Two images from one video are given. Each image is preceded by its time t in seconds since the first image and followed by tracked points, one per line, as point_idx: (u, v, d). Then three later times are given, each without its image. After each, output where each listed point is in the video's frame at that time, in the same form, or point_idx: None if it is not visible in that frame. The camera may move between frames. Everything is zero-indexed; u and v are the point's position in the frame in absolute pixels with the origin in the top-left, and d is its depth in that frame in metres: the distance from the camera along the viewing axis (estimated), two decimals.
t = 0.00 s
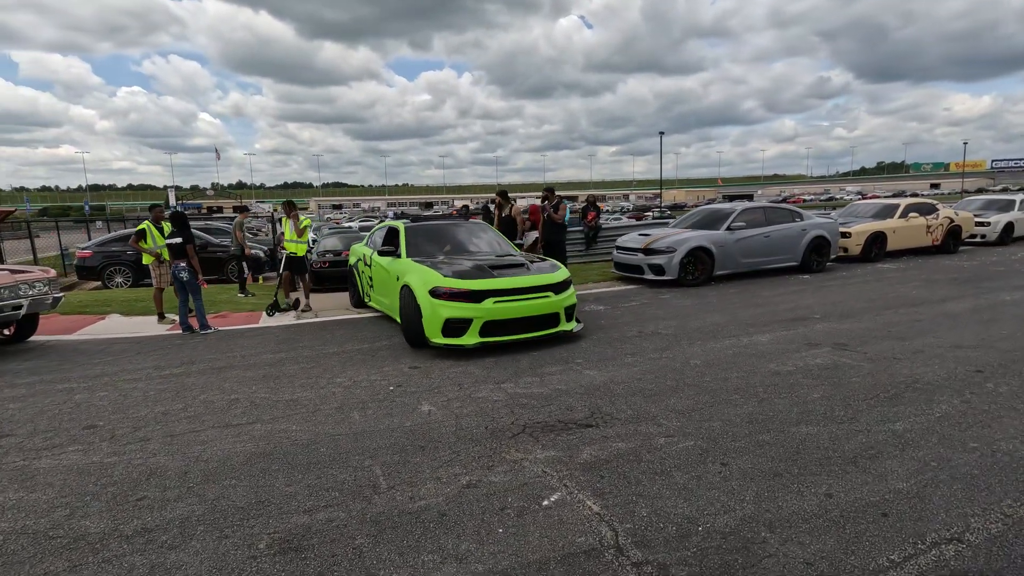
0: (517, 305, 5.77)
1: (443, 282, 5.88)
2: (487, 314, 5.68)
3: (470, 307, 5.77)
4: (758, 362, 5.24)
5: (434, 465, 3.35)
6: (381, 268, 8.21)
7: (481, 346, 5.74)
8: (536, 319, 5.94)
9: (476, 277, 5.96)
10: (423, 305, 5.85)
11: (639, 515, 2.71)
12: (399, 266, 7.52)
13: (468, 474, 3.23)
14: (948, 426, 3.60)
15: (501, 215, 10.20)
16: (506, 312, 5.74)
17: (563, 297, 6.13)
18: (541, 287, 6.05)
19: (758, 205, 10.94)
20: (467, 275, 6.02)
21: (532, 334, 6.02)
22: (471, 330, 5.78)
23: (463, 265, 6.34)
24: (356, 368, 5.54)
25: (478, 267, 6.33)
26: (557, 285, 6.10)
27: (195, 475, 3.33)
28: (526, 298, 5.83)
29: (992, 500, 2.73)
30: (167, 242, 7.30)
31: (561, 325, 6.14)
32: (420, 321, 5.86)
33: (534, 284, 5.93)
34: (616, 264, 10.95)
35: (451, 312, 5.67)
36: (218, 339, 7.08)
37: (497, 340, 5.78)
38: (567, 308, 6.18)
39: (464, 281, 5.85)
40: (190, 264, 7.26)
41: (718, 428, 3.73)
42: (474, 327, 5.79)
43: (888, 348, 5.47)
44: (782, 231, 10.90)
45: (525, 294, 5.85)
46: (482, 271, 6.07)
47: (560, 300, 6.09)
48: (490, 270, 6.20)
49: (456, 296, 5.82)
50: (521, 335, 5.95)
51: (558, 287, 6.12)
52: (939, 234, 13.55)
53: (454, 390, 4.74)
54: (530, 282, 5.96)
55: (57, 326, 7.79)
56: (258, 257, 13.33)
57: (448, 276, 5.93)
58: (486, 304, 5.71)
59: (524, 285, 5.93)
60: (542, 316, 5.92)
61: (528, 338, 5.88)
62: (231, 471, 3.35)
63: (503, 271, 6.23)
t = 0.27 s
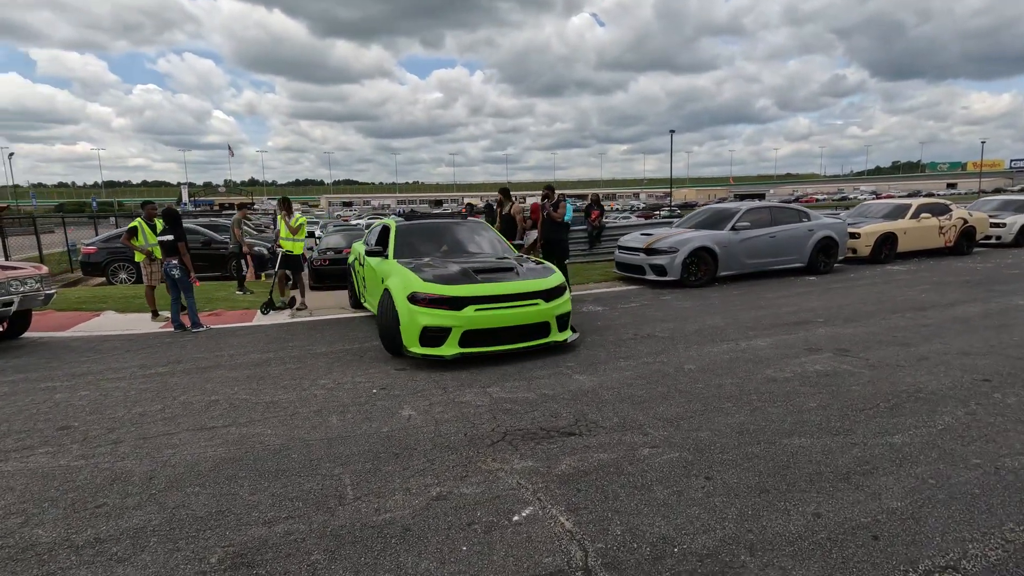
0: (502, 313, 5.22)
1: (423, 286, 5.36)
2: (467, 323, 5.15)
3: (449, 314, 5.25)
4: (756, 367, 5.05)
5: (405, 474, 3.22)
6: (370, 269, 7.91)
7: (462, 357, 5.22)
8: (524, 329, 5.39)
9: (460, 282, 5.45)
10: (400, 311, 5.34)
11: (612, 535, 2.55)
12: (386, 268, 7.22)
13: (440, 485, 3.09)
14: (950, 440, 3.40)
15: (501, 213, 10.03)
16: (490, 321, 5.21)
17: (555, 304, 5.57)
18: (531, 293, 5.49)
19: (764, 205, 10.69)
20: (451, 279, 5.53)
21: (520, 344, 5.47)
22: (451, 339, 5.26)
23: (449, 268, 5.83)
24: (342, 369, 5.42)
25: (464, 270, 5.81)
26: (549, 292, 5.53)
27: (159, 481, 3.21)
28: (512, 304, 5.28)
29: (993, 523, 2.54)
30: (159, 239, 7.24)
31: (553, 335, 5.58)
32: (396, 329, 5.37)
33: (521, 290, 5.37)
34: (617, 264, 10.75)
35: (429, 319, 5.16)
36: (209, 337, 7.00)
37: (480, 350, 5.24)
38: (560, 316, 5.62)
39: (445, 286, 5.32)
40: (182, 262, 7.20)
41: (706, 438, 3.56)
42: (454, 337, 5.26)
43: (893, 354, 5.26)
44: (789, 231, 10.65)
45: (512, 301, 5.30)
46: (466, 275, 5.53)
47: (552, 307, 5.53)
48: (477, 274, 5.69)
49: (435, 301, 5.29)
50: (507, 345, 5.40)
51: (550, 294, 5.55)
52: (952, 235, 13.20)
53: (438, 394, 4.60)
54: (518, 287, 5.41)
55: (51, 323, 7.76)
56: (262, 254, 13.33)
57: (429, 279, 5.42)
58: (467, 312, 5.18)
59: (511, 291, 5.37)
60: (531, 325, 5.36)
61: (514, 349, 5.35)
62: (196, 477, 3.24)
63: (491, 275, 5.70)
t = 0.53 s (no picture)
0: (497, 318, 4.65)
1: (410, 287, 4.83)
2: (456, 329, 4.60)
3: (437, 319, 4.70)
4: (771, 372, 4.82)
5: (394, 479, 3.11)
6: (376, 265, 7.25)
7: (451, 366, 4.69)
8: (520, 337, 4.79)
9: (452, 283, 4.89)
10: (386, 314, 4.86)
11: (603, 551, 2.40)
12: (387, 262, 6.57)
13: (428, 491, 2.97)
14: (977, 455, 3.16)
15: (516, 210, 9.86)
16: (482, 327, 4.64)
17: (559, 310, 4.96)
18: (531, 296, 4.90)
19: (787, 203, 10.34)
20: (445, 279, 4.99)
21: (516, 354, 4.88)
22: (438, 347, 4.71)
23: (444, 267, 5.29)
24: (344, 367, 5.35)
25: (461, 269, 5.25)
26: (552, 295, 4.93)
27: (146, 479, 3.16)
28: (509, 310, 4.70)
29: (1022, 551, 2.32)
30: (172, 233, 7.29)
31: (556, 343, 4.99)
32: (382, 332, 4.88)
33: (519, 293, 4.77)
34: (633, 263, 10.52)
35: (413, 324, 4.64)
36: (219, 332, 7.01)
37: (472, 359, 4.70)
38: (565, 322, 5.02)
39: (435, 288, 4.78)
40: (194, 257, 7.24)
41: (712, 448, 3.37)
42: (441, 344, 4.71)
43: (919, 360, 4.98)
44: (813, 231, 10.28)
45: (508, 306, 4.71)
46: (460, 275, 4.97)
47: (555, 312, 4.93)
48: (475, 273, 5.12)
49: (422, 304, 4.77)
50: (502, 354, 4.84)
51: (554, 298, 4.95)
52: (988, 235, 12.61)
53: (439, 395, 4.48)
54: (517, 290, 4.82)
55: (68, 315, 7.88)
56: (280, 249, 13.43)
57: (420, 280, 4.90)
58: (457, 317, 4.63)
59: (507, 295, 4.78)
60: (530, 333, 4.78)
61: (511, 358, 4.78)
62: (184, 476, 3.18)
63: (490, 275, 5.12)
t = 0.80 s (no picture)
0: (492, 325, 4.10)
1: (399, 288, 4.35)
2: (445, 337, 4.07)
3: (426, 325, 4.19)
4: (802, 379, 4.51)
5: (392, 483, 2.95)
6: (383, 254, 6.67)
7: (441, 377, 4.18)
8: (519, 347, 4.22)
9: (446, 284, 4.37)
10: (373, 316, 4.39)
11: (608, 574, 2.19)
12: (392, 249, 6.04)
13: (427, 498, 2.81)
14: None
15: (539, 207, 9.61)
16: (476, 335, 4.09)
17: (566, 316, 4.37)
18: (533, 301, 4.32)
19: (822, 200, 9.87)
20: (441, 278, 4.45)
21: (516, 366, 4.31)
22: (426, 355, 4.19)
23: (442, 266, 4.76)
24: (356, 364, 5.24)
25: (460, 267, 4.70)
26: (557, 300, 4.35)
27: (143, 475, 3.08)
28: (506, 315, 4.14)
29: None
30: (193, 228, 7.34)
31: (562, 353, 4.41)
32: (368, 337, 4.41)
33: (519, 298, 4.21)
34: (659, 262, 10.20)
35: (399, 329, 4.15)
36: (237, 326, 7.02)
37: (465, 370, 4.18)
38: (573, 330, 4.43)
39: (425, 289, 4.27)
40: (214, 251, 7.27)
41: (734, 460, 3.12)
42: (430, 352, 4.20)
43: (966, 369, 4.60)
44: (850, 229, 9.79)
45: (506, 311, 4.15)
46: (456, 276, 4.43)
47: (561, 319, 4.34)
48: (476, 272, 4.56)
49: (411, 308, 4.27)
50: (500, 365, 4.30)
51: (560, 302, 4.37)
52: None
53: (449, 394, 4.32)
54: (516, 293, 4.26)
55: (95, 307, 8.01)
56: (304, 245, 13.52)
57: (413, 281, 4.40)
58: (448, 323, 4.10)
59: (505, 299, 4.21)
60: (531, 341, 4.21)
61: (509, 369, 4.24)
62: (181, 473, 3.09)
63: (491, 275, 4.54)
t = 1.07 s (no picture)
0: (481, 340, 3.61)
1: (386, 295, 3.92)
2: (429, 351, 3.61)
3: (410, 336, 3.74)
4: (839, 392, 4.23)
5: (397, 494, 2.84)
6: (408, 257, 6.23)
7: (425, 395, 3.74)
8: (514, 367, 3.71)
9: (438, 291, 3.92)
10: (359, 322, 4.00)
11: None
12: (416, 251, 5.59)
13: (432, 511, 2.68)
14: None
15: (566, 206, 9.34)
16: (464, 351, 3.61)
17: (570, 331, 3.82)
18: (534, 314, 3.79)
19: (865, 202, 9.39)
20: (438, 283, 4.03)
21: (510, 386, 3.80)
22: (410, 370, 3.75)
23: (443, 269, 4.35)
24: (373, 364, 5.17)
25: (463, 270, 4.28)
26: (560, 313, 3.79)
27: (150, 475, 3.05)
28: (499, 329, 3.64)
29: None
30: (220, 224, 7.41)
31: (565, 373, 3.87)
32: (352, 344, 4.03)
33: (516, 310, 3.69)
34: (689, 264, 9.87)
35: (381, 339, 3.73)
36: (261, 323, 7.06)
37: (453, 389, 3.72)
38: (578, 347, 3.87)
39: (412, 297, 3.83)
40: (239, 247, 7.33)
41: (762, 482, 2.90)
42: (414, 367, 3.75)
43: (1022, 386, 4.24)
44: (895, 233, 9.29)
45: (498, 325, 3.64)
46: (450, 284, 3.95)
47: (564, 334, 3.79)
48: (475, 277, 4.10)
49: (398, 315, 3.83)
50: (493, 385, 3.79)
51: (563, 316, 3.82)
52: None
53: (463, 400, 4.20)
54: (512, 303, 3.74)
55: (127, 301, 8.19)
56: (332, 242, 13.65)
57: (402, 288, 3.97)
58: (433, 336, 3.64)
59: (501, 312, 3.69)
60: (527, 359, 3.69)
61: (502, 390, 3.74)
62: (187, 475, 3.05)
63: (492, 280, 4.07)
